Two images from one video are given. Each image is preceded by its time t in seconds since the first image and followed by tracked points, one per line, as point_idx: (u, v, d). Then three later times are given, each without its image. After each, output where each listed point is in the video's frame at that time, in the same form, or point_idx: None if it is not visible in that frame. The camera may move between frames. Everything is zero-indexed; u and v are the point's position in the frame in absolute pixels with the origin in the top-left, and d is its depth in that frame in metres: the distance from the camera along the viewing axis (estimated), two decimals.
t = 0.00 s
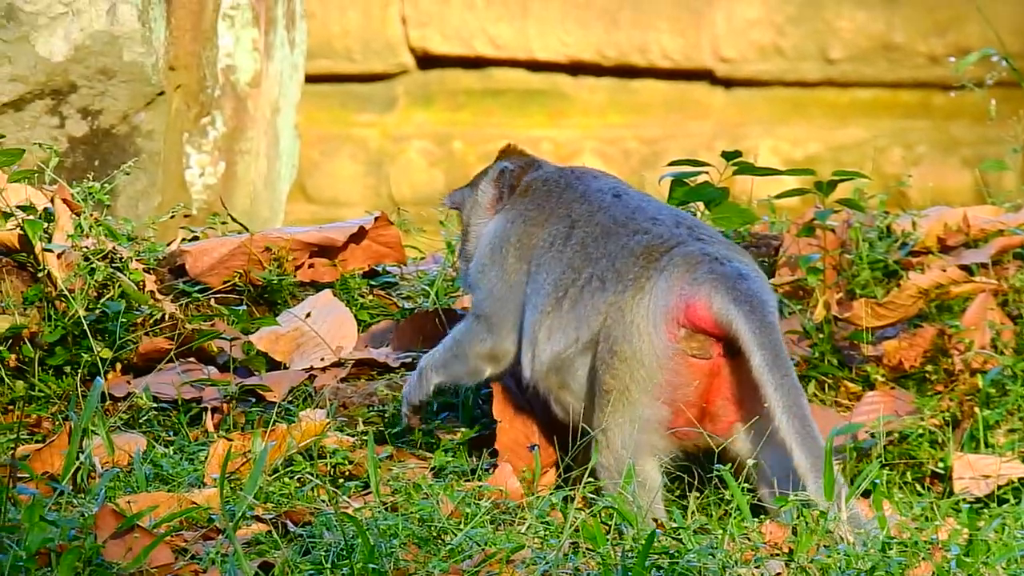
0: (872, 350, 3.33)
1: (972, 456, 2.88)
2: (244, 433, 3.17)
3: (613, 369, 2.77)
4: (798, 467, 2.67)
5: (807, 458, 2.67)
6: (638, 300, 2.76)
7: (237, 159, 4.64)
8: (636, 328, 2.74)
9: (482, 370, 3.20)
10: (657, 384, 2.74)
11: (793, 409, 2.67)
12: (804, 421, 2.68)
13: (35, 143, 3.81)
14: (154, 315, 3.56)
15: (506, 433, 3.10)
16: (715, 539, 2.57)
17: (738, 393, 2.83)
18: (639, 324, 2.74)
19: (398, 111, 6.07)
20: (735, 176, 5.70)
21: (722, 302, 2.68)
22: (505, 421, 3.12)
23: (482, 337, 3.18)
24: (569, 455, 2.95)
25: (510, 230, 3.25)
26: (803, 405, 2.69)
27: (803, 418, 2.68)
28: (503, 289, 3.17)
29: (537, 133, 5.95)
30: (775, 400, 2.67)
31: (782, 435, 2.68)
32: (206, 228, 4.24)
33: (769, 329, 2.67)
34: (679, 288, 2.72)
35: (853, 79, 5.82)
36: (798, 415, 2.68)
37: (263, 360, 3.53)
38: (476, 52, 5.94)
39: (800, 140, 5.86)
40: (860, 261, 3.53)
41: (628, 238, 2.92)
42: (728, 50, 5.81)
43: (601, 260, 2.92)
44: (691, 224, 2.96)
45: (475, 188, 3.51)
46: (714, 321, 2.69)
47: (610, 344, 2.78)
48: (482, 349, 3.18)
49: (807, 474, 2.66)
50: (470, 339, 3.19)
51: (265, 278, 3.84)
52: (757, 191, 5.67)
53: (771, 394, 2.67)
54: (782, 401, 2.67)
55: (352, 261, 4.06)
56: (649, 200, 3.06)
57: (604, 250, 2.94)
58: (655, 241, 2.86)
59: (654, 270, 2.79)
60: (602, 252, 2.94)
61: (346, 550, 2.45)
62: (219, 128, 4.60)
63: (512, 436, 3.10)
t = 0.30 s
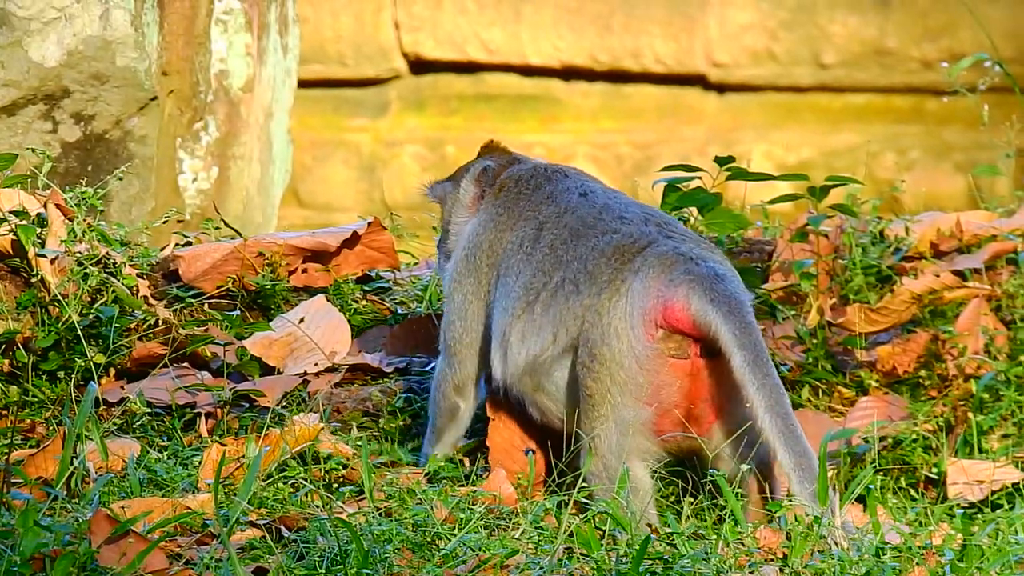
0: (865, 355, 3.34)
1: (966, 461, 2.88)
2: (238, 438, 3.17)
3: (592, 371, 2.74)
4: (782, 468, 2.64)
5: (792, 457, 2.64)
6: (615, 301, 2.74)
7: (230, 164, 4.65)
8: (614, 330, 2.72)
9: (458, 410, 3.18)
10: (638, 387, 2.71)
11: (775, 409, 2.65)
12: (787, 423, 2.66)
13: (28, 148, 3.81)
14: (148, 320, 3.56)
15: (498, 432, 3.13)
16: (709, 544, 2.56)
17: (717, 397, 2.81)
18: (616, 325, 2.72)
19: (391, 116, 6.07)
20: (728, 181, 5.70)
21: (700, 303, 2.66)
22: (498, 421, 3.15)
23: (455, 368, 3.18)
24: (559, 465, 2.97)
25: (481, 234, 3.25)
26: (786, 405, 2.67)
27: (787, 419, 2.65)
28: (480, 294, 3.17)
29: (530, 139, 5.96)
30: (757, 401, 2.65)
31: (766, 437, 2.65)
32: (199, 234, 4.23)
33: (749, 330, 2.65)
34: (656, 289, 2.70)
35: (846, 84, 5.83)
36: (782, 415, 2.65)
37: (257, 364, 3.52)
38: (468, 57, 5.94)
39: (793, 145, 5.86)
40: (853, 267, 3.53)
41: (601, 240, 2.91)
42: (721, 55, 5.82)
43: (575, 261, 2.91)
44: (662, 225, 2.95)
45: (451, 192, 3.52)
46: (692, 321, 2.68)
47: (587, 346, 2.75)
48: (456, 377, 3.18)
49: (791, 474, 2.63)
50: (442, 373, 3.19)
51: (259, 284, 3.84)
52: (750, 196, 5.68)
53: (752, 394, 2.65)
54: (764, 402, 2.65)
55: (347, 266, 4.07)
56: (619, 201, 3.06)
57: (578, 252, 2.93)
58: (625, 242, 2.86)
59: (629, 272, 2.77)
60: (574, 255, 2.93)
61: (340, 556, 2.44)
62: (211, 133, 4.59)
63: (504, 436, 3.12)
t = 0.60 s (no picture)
0: (873, 359, 3.30)
1: (973, 466, 2.87)
2: (245, 442, 3.18)
3: (590, 374, 2.73)
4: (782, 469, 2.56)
5: (792, 457, 2.56)
6: (612, 305, 2.72)
7: (237, 169, 4.64)
8: (610, 333, 2.71)
9: (464, 422, 3.19)
10: (635, 388, 2.70)
11: (777, 410, 2.58)
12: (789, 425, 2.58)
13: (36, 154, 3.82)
14: (155, 325, 3.56)
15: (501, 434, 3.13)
16: (716, 549, 2.56)
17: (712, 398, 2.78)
18: (613, 329, 2.71)
19: (398, 121, 6.06)
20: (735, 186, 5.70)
21: (698, 306, 2.64)
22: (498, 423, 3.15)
23: (449, 378, 3.16)
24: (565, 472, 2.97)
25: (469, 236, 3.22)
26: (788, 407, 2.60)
27: (788, 421, 2.58)
28: (471, 296, 3.14)
29: (537, 143, 5.95)
30: (758, 403, 2.58)
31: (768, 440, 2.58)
32: (206, 238, 4.24)
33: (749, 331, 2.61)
34: (654, 291, 2.69)
35: (853, 89, 5.82)
36: (783, 416, 2.59)
37: (264, 369, 3.52)
38: (475, 63, 5.95)
39: (800, 150, 5.86)
40: (860, 271, 3.52)
41: (594, 242, 2.89)
42: (728, 60, 5.81)
43: (567, 263, 2.89)
44: (653, 227, 2.94)
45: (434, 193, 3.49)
46: (690, 324, 2.65)
47: (584, 349, 2.74)
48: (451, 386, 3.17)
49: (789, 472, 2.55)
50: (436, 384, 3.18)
51: (266, 288, 3.84)
52: (757, 201, 5.68)
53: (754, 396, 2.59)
54: (764, 403, 2.58)
55: (352, 269, 4.06)
56: (609, 203, 3.04)
57: (569, 254, 2.91)
58: (616, 244, 2.85)
59: (625, 274, 2.76)
60: (563, 257, 2.92)
61: (346, 561, 2.43)
62: (219, 138, 4.61)
63: (508, 440, 3.12)
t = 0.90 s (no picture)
0: (873, 362, 3.30)
1: (973, 467, 2.88)
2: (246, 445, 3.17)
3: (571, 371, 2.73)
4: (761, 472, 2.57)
5: (771, 461, 2.57)
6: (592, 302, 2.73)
7: (237, 171, 4.63)
8: (591, 331, 2.72)
9: (453, 414, 3.19)
10: (616, 386, 2.71)
11: (756, 415, 2.60)
12: (768, 429, 2.60)
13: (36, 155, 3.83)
14: (155, 327, 3.55)
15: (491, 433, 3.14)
16: (717, 551, 2.56)
17: (690, 394, 2.78)
18: (594, 327, 2.72)
19: (398, 123, 6.07)
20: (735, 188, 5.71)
21: (680, 307, 2.65)
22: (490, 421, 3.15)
23: (430, 374, 3.16)
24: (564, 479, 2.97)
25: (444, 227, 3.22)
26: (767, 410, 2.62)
27: (767, 424, 2.60)
28: (442, 286, 3.12)
29: (537, 145, 5.95)
30: (739, 408, 2.60)
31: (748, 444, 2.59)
32: (207, 241, 4.24)
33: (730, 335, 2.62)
34: (635, 291, 2.70)
35: (853, 91, 5.82)
36: (764, 421, 2.60)
37: (264, 372, 3.50)
38: (476, 65, 5.96)
39: (800, 152, 5.86)
40: (861, 273, 3.53)
41: (572, 236, 2.90)
42: (728, 62, 5.81)
43: (545, 257, 2.89)
44: (630, 222, 2.94)
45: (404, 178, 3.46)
46: (671, 325, 2.66)
47: (565, 346, 2.75)
48: (435, 384, 3.17)
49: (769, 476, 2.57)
50: (420, 381, 3.19)
51: (267, 290, 3.83)
52: (758, 203, 5.69)
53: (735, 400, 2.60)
54: (745, 408, 2.60)
55: (349, 271, 4.08)
56: (587, 196, 3.04)
57: (548, 247, 2.91)
58: (597, 240, 2.86)
59: (605, 272, 2.77)
60: (540, 248, 2.92)
61: (348, 563, 2.43)
62: (219, 140, 4.61)
63: (500, 437, 3.14)
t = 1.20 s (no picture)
0: (880, 365, 3.31)
1: (981, 471, 2.85)
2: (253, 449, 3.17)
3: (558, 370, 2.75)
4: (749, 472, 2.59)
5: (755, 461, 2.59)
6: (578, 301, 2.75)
7: (244, 175, 4.65)
8: (577, 330, 2.74)
9: (452, 404, 3.18)
10: (597, 383, 2.74)
11: (739, 413, 2.62)
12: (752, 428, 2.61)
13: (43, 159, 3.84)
14: (162, 331, 3.54)
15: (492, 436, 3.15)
16: (724, 555, 2.55)
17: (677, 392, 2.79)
18: (580, 326, 2.73)
19: (405, 127, 6.06)
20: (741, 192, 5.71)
21: (664, 306, 2.65)
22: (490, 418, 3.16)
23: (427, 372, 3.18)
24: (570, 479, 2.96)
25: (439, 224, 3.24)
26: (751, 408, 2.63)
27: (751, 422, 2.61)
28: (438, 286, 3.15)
29: (544, 149, 5.96)
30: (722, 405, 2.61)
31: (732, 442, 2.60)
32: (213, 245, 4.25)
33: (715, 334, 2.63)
34: (620, 291, 2.71)
35: (859, 94, 5.82)
36: (749, 420, 2.61)
37: (271, 376, 3.52)
38: (482, 69, 5.96)
39: (807, 156, 5.85)
40: (867, 276, 3.53)
41: (562, 234, 2.91)
42: (735, 66, 5.82)
43: (535, 255, 2.91)
44: (620, 218, 2.95)
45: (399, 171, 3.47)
46: (656, 325, 2.68)
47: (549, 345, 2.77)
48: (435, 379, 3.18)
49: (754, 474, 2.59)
50: (421, 379, 3.20)
51: (273, 294, 3.84)
52: (764, 207, 5.68)
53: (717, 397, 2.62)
54: (728, 405, 2.61)
55: (361, 280, 4.03)
56: (579, 192, 3.05)
57: (536, 246, 2.92)
58: (588, 239, 2.87)
59: (592, 271, 2.78)
60: (532, 248, 2.93)
61: (354, 567, 2.43)
62: (226, 145, 4.61)
63: (503, 436, 3.13)
